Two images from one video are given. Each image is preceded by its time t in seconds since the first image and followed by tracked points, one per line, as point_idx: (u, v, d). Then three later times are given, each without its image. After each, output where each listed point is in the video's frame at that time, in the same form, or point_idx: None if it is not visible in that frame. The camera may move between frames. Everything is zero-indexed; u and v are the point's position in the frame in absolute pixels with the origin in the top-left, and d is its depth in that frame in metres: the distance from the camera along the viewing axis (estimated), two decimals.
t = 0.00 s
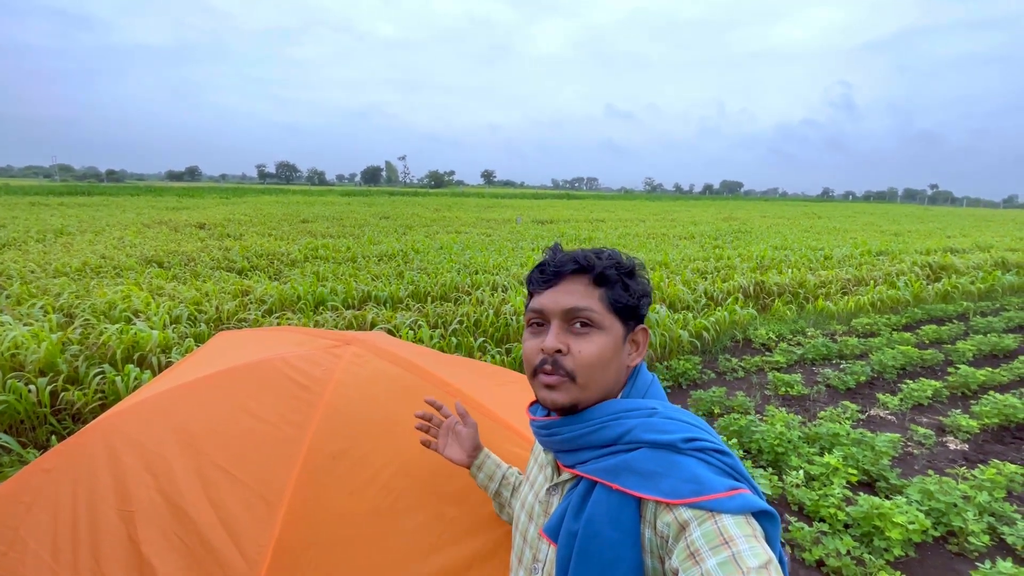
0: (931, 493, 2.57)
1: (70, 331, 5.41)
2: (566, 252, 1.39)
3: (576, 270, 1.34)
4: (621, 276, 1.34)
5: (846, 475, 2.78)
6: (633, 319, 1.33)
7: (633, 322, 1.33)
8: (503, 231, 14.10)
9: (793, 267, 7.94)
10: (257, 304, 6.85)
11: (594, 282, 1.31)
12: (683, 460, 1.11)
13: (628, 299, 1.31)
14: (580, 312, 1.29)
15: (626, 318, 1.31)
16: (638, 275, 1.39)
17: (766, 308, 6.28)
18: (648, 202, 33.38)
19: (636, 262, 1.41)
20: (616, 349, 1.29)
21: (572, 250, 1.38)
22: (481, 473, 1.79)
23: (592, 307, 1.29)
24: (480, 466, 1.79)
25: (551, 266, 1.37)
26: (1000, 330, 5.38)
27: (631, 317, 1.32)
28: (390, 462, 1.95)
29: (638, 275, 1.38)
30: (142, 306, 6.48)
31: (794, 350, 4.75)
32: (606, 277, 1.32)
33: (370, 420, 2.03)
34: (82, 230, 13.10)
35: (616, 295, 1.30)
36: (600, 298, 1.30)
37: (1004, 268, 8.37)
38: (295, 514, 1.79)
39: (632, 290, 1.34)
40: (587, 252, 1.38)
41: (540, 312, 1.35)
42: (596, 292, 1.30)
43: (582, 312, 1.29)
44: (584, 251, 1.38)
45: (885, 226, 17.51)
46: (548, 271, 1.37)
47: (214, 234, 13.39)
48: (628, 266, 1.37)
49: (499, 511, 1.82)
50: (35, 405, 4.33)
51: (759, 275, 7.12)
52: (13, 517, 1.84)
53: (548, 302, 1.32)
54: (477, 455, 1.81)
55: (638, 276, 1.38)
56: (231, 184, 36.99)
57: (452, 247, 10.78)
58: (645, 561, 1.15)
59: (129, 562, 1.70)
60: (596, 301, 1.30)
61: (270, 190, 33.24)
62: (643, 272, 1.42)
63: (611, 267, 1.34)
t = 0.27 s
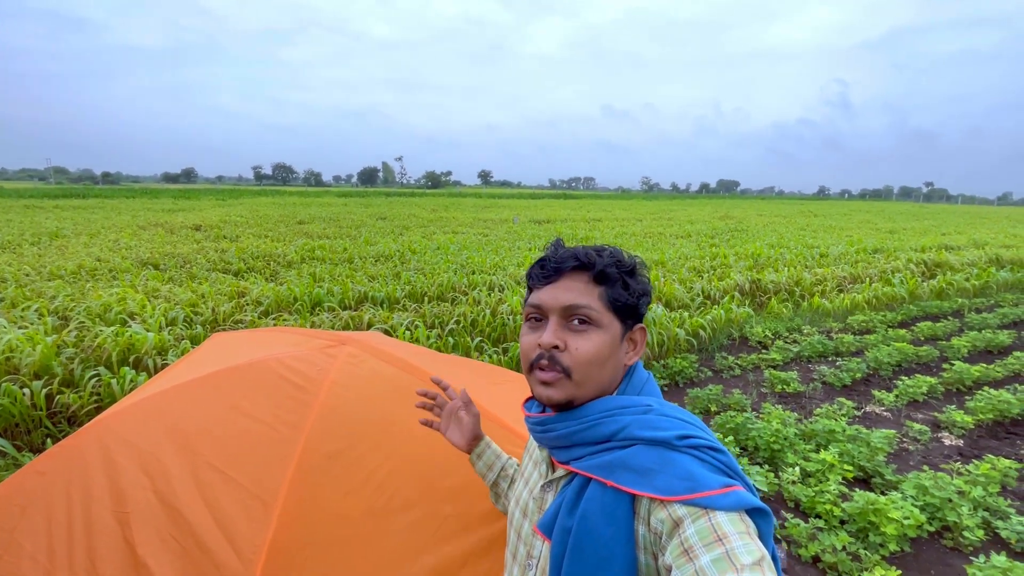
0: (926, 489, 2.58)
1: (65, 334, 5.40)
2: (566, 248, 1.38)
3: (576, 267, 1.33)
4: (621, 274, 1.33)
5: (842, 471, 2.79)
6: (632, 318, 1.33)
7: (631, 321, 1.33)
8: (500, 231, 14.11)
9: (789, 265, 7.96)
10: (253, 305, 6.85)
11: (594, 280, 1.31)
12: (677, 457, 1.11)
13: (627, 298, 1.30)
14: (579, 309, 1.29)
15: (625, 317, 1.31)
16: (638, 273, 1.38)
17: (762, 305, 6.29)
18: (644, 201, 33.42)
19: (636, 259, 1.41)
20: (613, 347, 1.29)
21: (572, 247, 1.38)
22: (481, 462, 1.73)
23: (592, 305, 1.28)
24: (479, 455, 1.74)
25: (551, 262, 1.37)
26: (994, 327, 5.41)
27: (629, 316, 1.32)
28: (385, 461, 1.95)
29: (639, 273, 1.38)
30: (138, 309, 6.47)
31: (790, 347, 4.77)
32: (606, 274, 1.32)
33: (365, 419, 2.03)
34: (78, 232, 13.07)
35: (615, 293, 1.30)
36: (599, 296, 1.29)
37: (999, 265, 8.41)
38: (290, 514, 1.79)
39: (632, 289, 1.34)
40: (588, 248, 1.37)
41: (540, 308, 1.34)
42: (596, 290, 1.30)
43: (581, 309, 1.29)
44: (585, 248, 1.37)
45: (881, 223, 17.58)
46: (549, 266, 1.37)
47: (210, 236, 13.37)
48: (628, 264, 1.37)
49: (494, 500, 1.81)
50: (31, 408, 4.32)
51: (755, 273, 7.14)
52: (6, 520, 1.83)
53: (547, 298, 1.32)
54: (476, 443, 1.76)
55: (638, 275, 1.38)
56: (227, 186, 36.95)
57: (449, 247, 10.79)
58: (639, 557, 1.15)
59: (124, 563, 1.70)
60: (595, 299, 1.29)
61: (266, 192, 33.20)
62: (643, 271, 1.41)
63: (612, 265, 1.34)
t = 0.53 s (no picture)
0: (918, 483, 2.60)
1: (57, 337, 5.37)
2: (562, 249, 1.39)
3: (572, 269, 1.34)
4: (618, 274, 1.33)
5: (836, 467, 2.81)
6: (631, 319, 1.33)
7: (630, 321, 1.33)
8: (494, 231, 14.11)
9: (783, 262, 8.00)
10: (247, 307, 6.83)
11: (590, 281, 1.31)
12: (678, 460, 1.12)
13: (625, 299, 1.30)
14: (575, 312, 1.29)
15: (623, 318, 1.31)
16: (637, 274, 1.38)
17: (756, 303, 6.32)
18: (639, 200, 33.48)
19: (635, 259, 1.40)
20: (611, 349, 1.30)
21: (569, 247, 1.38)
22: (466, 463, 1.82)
23: (588, 307, 1.29)
24: (464, 459, 1.82)
25: (549, 263, 1.38)
26: (986, 322, 5.45)
27: (628, 317, 1.32)
28: (381, 462, 1.95)
29: (638, 272, 1.37)
30: (130, 312, 6.44)
31: (784, 345, 4.79)
32: (604, 275, 1.32)
33: (360, 419, 2.03)
34: (69, 235, 12.99)
35: (612, 294, 1.30)
36: (596, 298, 1.30)
37: (990, 261, 8.47)
38: (286, 515, 1.79)
39: (630, 289, 1.34)
40: (585, 248, 1.37)
41: (537, 310, 1.36)
42: (593, 292, 1.30)
43: (577, 311, 1.29)
44: (581, 248, 1.37)
45: (874, 221, 17.68)
46: (546, 268, 1.38)
47: (204, 238, 13.32)
48: (627, 264, 1.37)
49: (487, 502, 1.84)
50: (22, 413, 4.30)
51: (749, 271, 7.17)
52: None
53: (544, 301, 1.33)
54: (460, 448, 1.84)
55: (638, 275, 1.38)
56: (222, 188, 36.87)
57: (444, 247, 10.78)
58: (638, 559, 1.16)
59: (118, 566, 1.70)
60: (591, 301, 1.30)
61: (260, 193, 33.09)
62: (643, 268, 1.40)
63: (609, 265, 1.34)
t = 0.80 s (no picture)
0: (905, 477, 2.65)
1: (46, 341, 5.34)
2: (510, 261, 1.33)
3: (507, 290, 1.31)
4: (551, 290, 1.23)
5: (825, 461, 2.85)
6: (575, 331, 1.24)
7: (573, 336, 1.25)
8: (487, 232, 14.11)
9: (773, 261, 8.06)
10: (239, 309, 6.81)
11: (522, 303, 1.27)
12: (673, 458, 1.14)
13: (554, 319, 1.23)
14: (511, 335, 1.29)
15: (561, 334, 1.24)
16: (584, 275, 1.23)
17: (747, 301, 6.37)
18: (631, 200, 33.59)
19: (592, 251, 1.23)
20: (553, 366, 1.27)
21: (512, 261, 1.32)
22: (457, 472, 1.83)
23: (519, 332, 1.27)
24: (456, 466, 1.83)
25: (496, 282, 1.36)
26: (972, 319, 5.53)
27: (567, 332, 1.24)
28: (374, 460, 1.96)
29: (583, 278, 1.23)
30: (121, 315, 6.40)
31: (775, 342, 4.84)
32: (533, 295, 1.25)
33: (352, 418, 2.04)
34: (58, 238, 12.88)
35: (542, 316, 1.24)
36: (527, 322, 1.27)
37: (976, 258, 8.57)
38: (279, 513, 1.80)
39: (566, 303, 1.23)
40: (525, 261, 1.29)
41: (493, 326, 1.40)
42: (523, 315, 1.27)
43: (513, 335, 1.29)
44: (520, 262, 1.29)
45: (863, 219, 17.83)
46: (494, 284, 1.37)
47: (194, 240, 13.24)
48: (567, 269, 1.23)
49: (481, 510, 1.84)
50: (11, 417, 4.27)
51: (740, 270, 7.22)
52: None
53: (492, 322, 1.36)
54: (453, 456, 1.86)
55: (583, 277, 1.23)
56: (213, 190, 36.67)
57: (436, 248, 10.78)
58: (633, 556, 1.18)
59: (109, 567, 1.70)
60: (525, 322, 1.28)
61: (251, 195, 32.92)
62: (598, 265, 1.24)
63: (540, 280, 1.24)
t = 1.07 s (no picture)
0: (887, 468, 2.73)
1: (34, 346, 5.31)
2: (469, 288, 1.30)
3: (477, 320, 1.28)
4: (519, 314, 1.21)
5: (809, 455, 2.92)
6: (549, 347, 1.23)
7: (549, 351, 1.24)
8: (478, 233, 14.15)
9: (760, 260, 8.18)
10: (229, 312, 6.80)
11: (491, 332, 1.26)
12: (663, 450, 1.16)
13: (526, 343, 1.22)
14: (490, 362, 1.29)
15: (538, 352, 1.24)
16: (543, 291, 1.21)
17: (735, 300, 6.46)
18: (620, 201, 33.78)
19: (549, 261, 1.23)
20: (537, 382, 1.28)
21: (471, 290, 1.28)
22: (460, 495, 1.79)
23: (496, 359, 1.27)
24: (456, 490, 1.80)
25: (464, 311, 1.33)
26: (952, 315, 5.66)
27: (543, 349, 1.24)
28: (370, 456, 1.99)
29: (544, 294, 1.20)
30: (110, 319, 6.38)
31: (762, 340, 4.92)
32: (500, 323, 1.24)
33: (349, 414, 2.07)
34: (42, 242, 12.73)
35: (515, 342, 1.23)
36: (502, 349, 1.25)
37: (957, 256, 8.75)
38: (279, 508, 1.83)
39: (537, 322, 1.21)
40: (487, 286, 1.26)
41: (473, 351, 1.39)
42: (496, 342, 1.26)
43: (493, 361, 1.29)
44: (482, 288, 1.26)
45: (848, 218, 18.08)
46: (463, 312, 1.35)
47: (182, 244, 13.15)
48: (524, 290, 1.21)
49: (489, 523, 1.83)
50: None
51: (728, 269, 7.32)
52: None
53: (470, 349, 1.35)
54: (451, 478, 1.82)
55: (543, 294, 1.21)
56: (199, 193, 36.35)
57: (427, 250, 10.80)
58: (626, 548, 1.20)
59: (111, 564, 1.72)
60: (501, 348, 1.26)
61: (238, 198, 32.68)
62: (555, 276, 1.21)
63: (503, 306, 1.22)
